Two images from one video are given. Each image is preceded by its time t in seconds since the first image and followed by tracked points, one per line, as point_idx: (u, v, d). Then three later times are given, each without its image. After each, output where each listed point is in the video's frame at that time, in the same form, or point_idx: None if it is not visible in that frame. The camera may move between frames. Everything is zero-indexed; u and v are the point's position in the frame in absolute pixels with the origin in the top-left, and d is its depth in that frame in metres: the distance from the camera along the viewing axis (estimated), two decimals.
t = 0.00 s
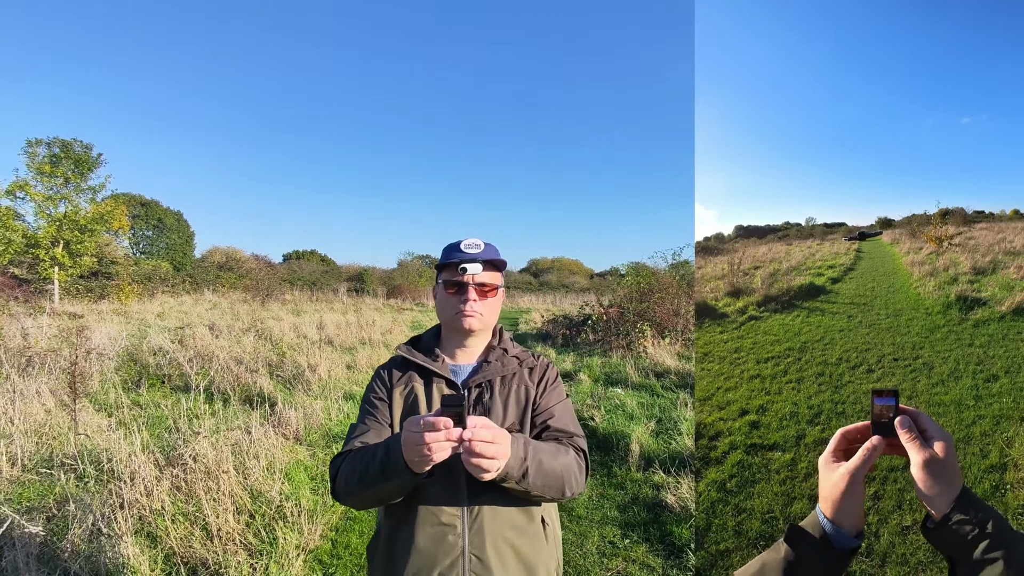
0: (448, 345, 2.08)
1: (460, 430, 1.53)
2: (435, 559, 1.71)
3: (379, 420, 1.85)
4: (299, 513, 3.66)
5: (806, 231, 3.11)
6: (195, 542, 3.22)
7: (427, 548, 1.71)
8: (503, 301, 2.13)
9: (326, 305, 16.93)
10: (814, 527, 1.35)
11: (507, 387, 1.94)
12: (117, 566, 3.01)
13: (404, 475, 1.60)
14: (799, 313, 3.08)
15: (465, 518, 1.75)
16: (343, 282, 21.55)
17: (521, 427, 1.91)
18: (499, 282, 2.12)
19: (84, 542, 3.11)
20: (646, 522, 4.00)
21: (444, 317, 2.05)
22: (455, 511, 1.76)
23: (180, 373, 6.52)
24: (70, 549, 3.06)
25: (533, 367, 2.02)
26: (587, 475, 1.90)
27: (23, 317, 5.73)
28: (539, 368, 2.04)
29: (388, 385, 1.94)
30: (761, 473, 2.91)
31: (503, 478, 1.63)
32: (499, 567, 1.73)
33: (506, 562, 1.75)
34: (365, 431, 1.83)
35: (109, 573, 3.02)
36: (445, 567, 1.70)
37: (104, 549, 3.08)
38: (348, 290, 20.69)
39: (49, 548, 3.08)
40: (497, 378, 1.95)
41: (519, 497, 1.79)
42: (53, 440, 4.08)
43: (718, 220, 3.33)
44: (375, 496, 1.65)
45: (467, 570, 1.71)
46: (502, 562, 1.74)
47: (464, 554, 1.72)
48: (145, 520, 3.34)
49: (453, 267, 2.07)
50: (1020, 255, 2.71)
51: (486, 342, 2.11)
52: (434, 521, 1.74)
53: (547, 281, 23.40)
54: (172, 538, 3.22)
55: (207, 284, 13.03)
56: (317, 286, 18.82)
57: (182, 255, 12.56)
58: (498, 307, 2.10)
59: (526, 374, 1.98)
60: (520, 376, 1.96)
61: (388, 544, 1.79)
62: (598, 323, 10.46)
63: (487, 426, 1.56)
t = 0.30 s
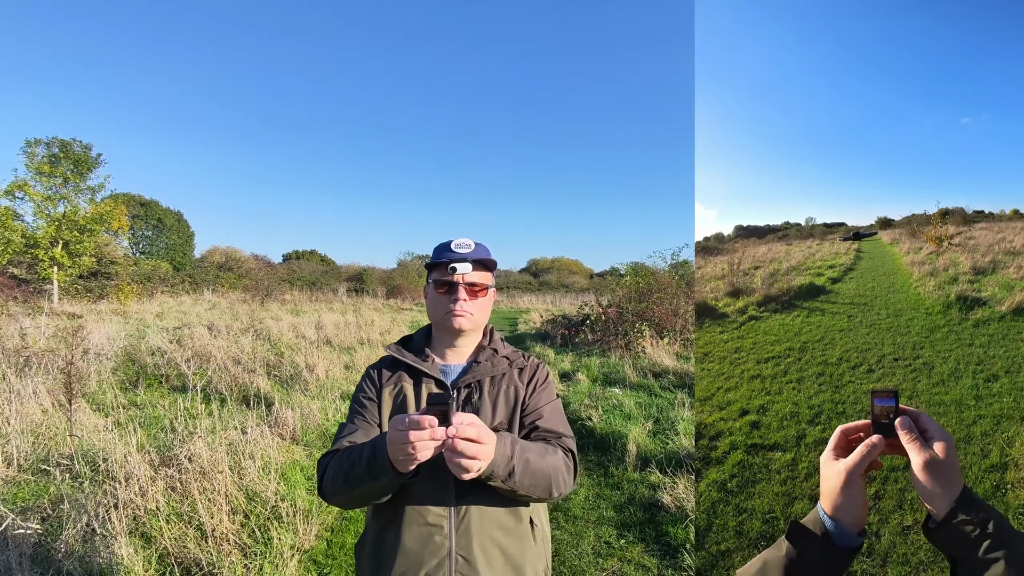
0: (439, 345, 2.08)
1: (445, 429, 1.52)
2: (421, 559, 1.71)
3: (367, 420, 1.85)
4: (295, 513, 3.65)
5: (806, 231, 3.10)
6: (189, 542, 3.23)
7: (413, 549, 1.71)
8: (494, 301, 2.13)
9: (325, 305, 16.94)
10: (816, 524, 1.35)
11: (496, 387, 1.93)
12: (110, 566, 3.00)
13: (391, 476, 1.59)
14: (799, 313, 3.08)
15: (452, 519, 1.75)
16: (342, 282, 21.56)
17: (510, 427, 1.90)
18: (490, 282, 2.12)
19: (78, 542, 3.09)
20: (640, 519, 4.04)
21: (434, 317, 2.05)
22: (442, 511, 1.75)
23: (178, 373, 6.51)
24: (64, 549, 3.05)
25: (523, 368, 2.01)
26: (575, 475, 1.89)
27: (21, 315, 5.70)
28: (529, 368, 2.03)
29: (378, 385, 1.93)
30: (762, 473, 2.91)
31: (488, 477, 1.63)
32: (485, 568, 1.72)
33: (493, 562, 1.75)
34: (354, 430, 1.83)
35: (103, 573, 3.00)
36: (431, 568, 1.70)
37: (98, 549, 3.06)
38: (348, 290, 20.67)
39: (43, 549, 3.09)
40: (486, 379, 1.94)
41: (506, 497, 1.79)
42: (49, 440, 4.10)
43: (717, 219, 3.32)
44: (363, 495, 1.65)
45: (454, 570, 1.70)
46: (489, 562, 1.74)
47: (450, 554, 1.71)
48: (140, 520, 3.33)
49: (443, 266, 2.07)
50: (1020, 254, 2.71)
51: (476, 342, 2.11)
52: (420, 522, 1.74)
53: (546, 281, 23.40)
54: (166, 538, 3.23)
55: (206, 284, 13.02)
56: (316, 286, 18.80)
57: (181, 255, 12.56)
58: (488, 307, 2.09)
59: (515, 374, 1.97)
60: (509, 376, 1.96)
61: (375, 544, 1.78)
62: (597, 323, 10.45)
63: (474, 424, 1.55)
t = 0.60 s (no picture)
0: (433, 345, 2.08)
1: (438, 429, 1.51)
2: (413, 558, 1.70)
3: (361, 419, 1.85)
4: (293, 513, 3.64)
5: (806, 231, 3.10)
6: (187, 541, 3.22)
7: (405, 548, 1.71)
8: (488, 301, 2.12)
9: (324, 305, 16.95)
10: (817, 523, 1.34)
11: (490, 387, 1.93)
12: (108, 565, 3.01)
13: (382, 480, 1.60)
14: (799, 312, 3.08)
15: (445, 518, 1.75)
16: (342, 282, 21.57)
17: (503, 426, 1.90)
18: (484, 282, 2.12)
19: (77, 542, 3.10)
20: (637, 518, 4.05)
21: (428, 316, 2.04)
22: (434, 510, 1.75)
23: (176, 373, 6.50)
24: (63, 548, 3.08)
25: (517, 367, 2.01)
26: (568, 474, 1.88)
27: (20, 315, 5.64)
28: (523, 368, 2.03)
29: (371, 384, 1.93)
30: (762, 473, 2.91)
31: (480, 474, 1.62)
32: (477, 567, 1.72)
33: (485, 562, 1.74)
34: (348, 429, 1.82)
35: (100, 572, 3.02)
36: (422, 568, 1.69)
37: (96, 548, 3.07)
38: (347, 291, 20.67)
39: (42, 548, 3.10)
40: (479, 378, 1.94)
41: (499, 495, 1.78)
42: (48, 439, 4.10)
43: (717, 219, 3.31)
44: (356, 495, 1.65)
45: (446, 569, 1.70)
46: (481, 561, 1.73)
47: (442, 553, 1.71)
48: (138, 519, 3.32)
49: (437, 266, 2.07)
50: (1020, 255, 2.71)
51: (471, 341, 2.10)
52: (413, 521, 1.74)
53: (546, 281, 23.40)
54: (164, 537, 3.23)
55: (205, 283, 13.02)
56: (315, 287, 18.80)
57: (180, 255, 12.56)
58: (482, 306, 2.09)
59: (509, 374, 1.97)
60: (503, 375, 1.96)
61: (368, 543, 1.78)
62: (597, 323, 10.45)
63: (467, 422, 1.54)
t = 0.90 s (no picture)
0: (434, 345, 2.08)
1: (439, 428, 1.52)
2: (414, 555, 1.71)
3: (363, 418, 1.85)
4: (295, 512, 3.65)
5: (806, 231, 3.09)
6: (189, 540, 3.23)
7: (407, 543, 1.72)
8: (488, 302, 2.13)
9: (325, 305, 16.97)
10: (817, 523, 1.35)
11: (489, 387, 1.93)
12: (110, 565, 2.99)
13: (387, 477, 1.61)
14: (799, 313, 3.08)
15: (446, 514, 1.75)
16: (342, 282, 21.58)
17: (502, 425, 1.90)
18: (484, 284, 2.12)
19: (81, 540, 3.07)
20: (637, 518, 4.03)
21: (429, 317, 2.05)
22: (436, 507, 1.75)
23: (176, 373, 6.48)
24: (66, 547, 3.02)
25: (516, 366, 2.01)
26: (565, 471, 1.89)
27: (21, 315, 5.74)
28: (524, 366, 2.05)
29: (373, 383, 1.93)
30: (762, 473, 2.91)
31: (480, 471, 1.62)
32: (477, 565, 1.72)
33: (485, 558, 1.74)
34: (349, 427, 1.83)
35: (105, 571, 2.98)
36: (423, 563, 1.70)
37: (100, 546, 3.04)
38: (347, 291, 20.70)
39: (46, 547, 3.09)
40: (479, 379, 1.94)
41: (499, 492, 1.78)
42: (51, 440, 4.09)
43: (717, 218, 3.30)
44: (358, 492, 1.65)
45: (447, 565, 1.70)
46: (481, 560, 1.73)
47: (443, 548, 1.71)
48: (141, 518, 3.32)
49: (438, 267, 2.07)
50: (1019, 255, 2.71)
51: (471, 342, 2.11)
52: (414, 517, 1.74)
53: (546, 281, 23.41)
54: (167, 536, 3.23)
55: (206, 283, 13.03)
56: (315, 287, 18.81)
57: (180, 255, 12.57)
58: (482, 307, 2.09)
59: (508, 373, 1.98)
60: (502, 375, 1.96)
61: (369, 539, 1.79)
62: (596, 323, 10.46)
63: (468, 420, 1.55)
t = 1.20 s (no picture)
0: (441, 342, 2.08)
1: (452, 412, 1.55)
2: (425, 530, 1.71)
3: (378, 406, 1.86)
4: (304, 504, 3.67)
5: (806, 231, 3.10)
6: (204, 530, 3.25)
7: (419, 520, 1.72)
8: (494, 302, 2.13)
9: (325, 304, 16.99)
10: (816, 520, 1.35)
11: (492, 379, 1.94)
12: (133, 551, 2.98)
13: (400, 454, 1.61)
14: (799, 312, 3.08)
15: (457, 492, 1.75)
16: (342, 282, 21.58)
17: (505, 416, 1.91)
18: (490, 285, 2.12)
19: (100, 530, 3.10)
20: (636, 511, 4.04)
21: (436, 315, 2.05)
22: (447, 486, 1.75)
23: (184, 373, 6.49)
24: (86, 538, 3.05)
25: (518, 360, 2.02)
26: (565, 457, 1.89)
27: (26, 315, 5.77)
28: (524, 360, 2.05)
29: (387, 374, 1.94)
30: (761, 473, 2.91)
31: (486, 452, 1.63)
32: (486, 544, 1.73)
33: (493, 537, 1.75)
34: (366, 415, 1.83)
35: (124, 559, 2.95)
36: (435, 539, 1.70)
37: (120, 534, 3.06)
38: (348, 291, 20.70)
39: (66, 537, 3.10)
40: (484, 371, 1.95)
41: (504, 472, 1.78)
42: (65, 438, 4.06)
43: (717, 218, 3.29)
44: (374, 473, 1.65)
45: (457, 541, 1.71)
46: (490, 539, 1.74)
47: (454, 525, 1.72)
48: (158, 509, 3.31)
49: (446, 269, 2.08)
50: (1019, 255, 2.71)
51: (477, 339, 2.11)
52: (426, 495, 1.75)
53: (546, 281, 23.41)
54: (182, 526, 3.23)
55: (206, 284, 13.03)
56: (316, 287, 18.82)
57: (181, 255, 12.57)
58: (489, 306, 2.10)
59: (512, 366, 1.99)
60: (505, 368, 1.97)
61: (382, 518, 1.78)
62: (596, 323, 10.47)
63: (477, 404, 1.56)
